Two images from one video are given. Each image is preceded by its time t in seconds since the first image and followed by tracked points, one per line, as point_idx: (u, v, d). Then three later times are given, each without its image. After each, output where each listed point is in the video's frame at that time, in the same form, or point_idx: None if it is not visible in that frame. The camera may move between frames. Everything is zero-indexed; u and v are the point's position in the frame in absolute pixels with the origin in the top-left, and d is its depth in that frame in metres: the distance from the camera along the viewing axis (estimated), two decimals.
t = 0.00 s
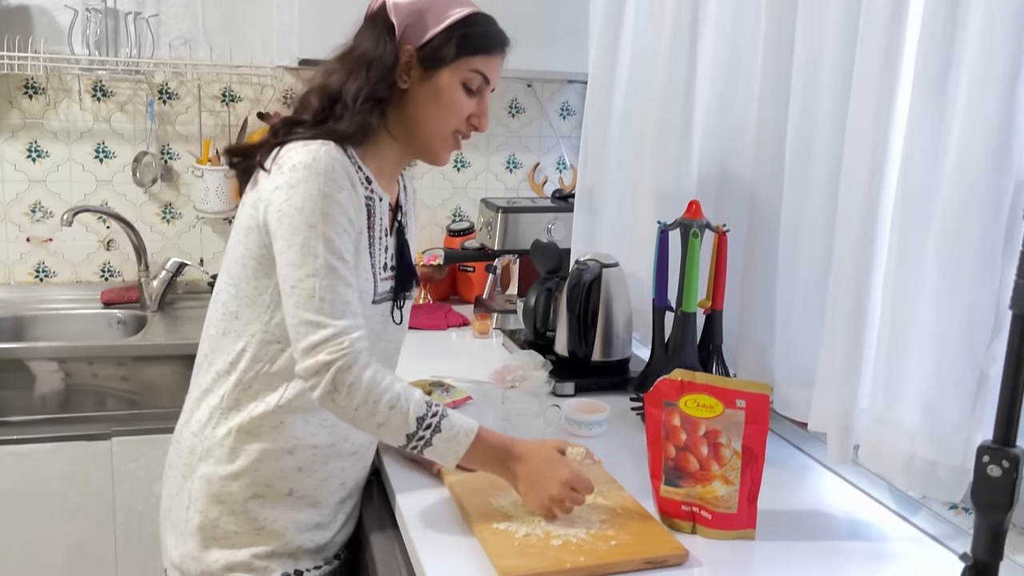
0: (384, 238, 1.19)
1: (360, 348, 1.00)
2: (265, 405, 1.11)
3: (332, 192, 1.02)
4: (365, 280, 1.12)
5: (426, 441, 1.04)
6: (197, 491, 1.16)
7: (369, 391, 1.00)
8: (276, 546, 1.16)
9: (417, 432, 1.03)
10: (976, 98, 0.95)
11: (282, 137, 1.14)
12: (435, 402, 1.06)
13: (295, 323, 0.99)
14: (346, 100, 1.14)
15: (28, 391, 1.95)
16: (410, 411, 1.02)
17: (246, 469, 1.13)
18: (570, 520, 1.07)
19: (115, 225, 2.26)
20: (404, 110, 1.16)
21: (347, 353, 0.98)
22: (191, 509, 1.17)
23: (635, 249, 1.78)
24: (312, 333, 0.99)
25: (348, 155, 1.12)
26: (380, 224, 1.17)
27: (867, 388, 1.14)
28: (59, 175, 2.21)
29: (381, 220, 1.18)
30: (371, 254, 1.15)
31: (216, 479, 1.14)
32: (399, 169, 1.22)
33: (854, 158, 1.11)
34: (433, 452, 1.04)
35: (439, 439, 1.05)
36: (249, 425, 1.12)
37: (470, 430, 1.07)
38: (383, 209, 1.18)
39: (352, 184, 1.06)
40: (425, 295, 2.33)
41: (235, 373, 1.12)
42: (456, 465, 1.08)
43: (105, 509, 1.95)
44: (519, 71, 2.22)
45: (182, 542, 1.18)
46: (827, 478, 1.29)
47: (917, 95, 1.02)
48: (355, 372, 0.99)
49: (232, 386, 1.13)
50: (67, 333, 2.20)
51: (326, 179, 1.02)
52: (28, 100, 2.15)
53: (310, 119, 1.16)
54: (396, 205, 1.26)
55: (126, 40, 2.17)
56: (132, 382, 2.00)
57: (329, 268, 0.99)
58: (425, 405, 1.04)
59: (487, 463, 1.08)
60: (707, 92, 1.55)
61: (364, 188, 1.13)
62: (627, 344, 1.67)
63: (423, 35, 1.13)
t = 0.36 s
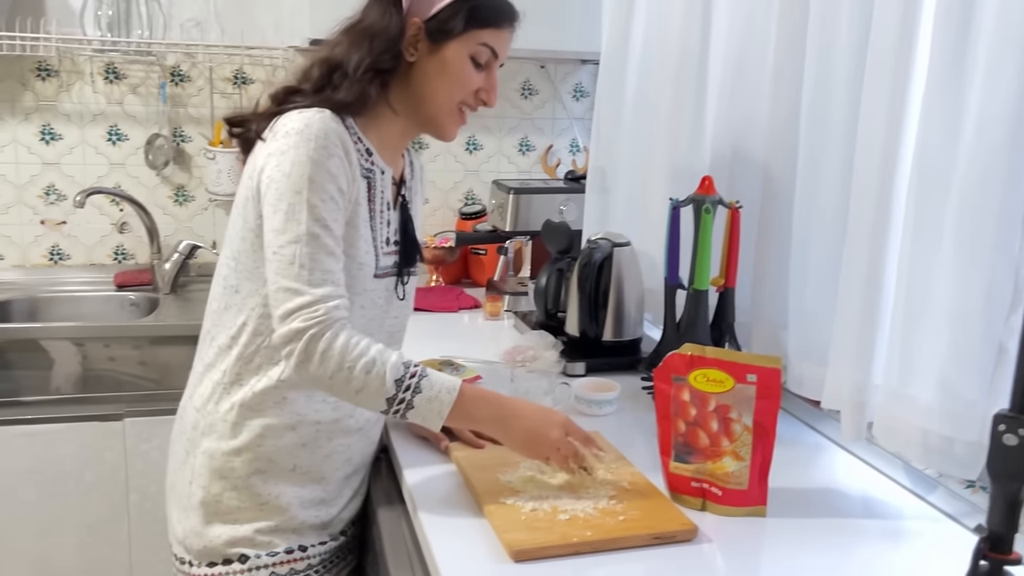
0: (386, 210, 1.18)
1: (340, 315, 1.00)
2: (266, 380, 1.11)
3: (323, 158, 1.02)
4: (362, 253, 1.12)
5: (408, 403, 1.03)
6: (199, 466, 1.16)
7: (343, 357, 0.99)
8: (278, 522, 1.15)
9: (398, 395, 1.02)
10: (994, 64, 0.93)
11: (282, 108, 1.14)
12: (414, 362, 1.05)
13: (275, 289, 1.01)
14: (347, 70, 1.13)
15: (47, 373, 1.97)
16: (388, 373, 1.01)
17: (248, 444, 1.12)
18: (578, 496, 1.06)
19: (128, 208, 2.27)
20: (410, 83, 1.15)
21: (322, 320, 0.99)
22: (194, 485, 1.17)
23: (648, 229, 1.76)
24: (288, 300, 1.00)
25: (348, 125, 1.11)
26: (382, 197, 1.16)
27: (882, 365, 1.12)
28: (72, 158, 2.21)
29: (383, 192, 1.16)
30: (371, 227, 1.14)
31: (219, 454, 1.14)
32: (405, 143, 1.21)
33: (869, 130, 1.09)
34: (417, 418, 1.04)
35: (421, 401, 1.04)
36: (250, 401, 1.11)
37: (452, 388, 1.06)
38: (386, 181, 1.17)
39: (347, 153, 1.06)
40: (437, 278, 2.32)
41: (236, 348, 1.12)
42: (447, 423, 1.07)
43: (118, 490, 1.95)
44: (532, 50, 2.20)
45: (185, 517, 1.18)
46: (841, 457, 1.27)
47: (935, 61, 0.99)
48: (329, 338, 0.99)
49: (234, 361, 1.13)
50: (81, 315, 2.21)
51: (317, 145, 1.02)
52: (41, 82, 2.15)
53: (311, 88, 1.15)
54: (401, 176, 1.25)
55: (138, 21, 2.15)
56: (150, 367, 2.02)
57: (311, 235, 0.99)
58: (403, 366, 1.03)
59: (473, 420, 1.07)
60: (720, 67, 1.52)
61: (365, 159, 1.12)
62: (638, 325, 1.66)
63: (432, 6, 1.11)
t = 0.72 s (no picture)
0: (385, 210, 1.17)
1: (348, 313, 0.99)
2: (264, 380, 1.11)
3: (319, 158, 1.01)
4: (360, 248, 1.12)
5: (419, 403, 1.03)
6: (201, 465, 1.16)
7: (355, 356, 0.99)
8: (281, 521, 1.15)
9: (409, 394, 1.02)
10: (1008, 53, 0.92)
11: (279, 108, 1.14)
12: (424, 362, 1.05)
13: (280, 290, 1.00)
14: (346, 68, 1.13)
15: (67, 373, 1.98)
16: (399, 372, 1.02)
17: (249, 443, 1.13)
18: (585, 498, 1.05)
19: (142, 209, 2.28)
20: (410, 82, 1.14)
21: (332, 320, 0.98)
22: (196, 484, 1.17)
23: (660, 228, 1.74)
24: (296, 301, 0.99)
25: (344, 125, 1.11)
26: (380, 196, 1.15)
27: (894, 364, 1.11)
28: (87, 159, 2.23)
29: (382, 191, 1.16)
30: (369, 226, 1.14)
31: (219, 453, 1.14)
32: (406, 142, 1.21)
33: (881, 125, 1.07)
34: (428, 418, 1.04)
35: (432, 399, 1.03)
36: (249, 400, 1.12)
37: (462, 388, 1.06)
38: (384, 179, 1.16)
39: (342, 152, 1.06)
40: (450, 278, 2.32)
41: (236, 348, 1.13)
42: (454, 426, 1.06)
43: (131, 489, 1.97)
44: (544, 49, 2.19)
45: (189, 516, 1.19)
46: (854, 458, 1.25)
47: (948, 55, 0.98)
48: (340, 338, 0.98)
49: (233, 360, 1.13)
50: (96, 315, 2.23)
51: (312, 146, 1.01)
52: (57, 84, 2.17)
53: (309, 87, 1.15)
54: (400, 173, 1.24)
55: (152, 23, 2.15)
56: (167, 368, 2.03)
57: (313, 236, 0.99)
58: (413, 365, 1.03)
59: (484, 421, 1.06)
60: (731, 63, 1.50)
61: (361, 158, 1.12)
62: (650, 324, 1.64)
63: (436, 7, 1.10)
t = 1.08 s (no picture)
0: (383, 229, 1.18)
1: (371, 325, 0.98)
2: (250, 393, 1.11)
3: (330, 172, 1.01)
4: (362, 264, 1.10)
5: (441, 422, 1.04)
6: (184, 477, 1.16)
7: (385, 367, 0.99)
8: (263, 532, 1.15)
9: (432, 412, 1.04)
10: (987, 61, 0.91)
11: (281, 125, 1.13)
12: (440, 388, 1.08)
13: (298, 301, 0.96)
14: (354, 91, 1.13)
15: (71, 385, 1.99)
16: (423, 390, 1.04)
17: (230, 455, 1.13)
18: (569, 509, 1.04)
19: (140, 220, 2.29)
20: (416, 104, 1.14)
21: (363, 328, 0.97)
22: (178, 495, 1.17)
23: (654, 237, 1.74)
24: (319, 311, 0.96)
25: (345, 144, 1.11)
26: (378, 216, 1.16)
27: (880, 373, 1.10)
28: (85, 171, 2.24)
29: (381, 211, 1.16)
30: (366, 246, 1.14)
31: (201, 464, 1.15)
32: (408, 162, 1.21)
33: (864, 133, 1.07)
34: (445, 440, 1.05)
35: (454, 420, 1.05)
36: (234, 412, 1.12)
37: (478, 414, 1.08)
38: (383, 200, 1.16)
39: (348, 165, 1.05)
40: (447, 287, 2.32)
41: (225, 358, 1.13)
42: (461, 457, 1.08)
43: (126, 501, 1.97)
44: (540, 58, 2.20)
45: (171, 527, 1.19)
46: (843, 468, 1.24)
47: (928, 63, 0.98)
48: (370, 348, 0.97)
49: (220, 372, 1.13)
50: (94, 326, 2.23)
51: (324, 160, 1.01)
52: (55, 97, 2.19)
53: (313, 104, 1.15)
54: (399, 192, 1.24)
55: (148, 36, 2.19)
56: (174, 380, 2.03)
57: (332, 245, 0.97)
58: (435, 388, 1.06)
59: (493, 448, 1.07)
60: (720, 72, 1.50)
61: (362, 177, 1.12)
62: (642, 333, 1.64)
63: (446, 33, 1.10)
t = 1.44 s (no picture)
0: (385, 235, 1.18)
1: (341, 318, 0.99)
2: (256, 400, 1.12)
3: (328, 168, 1.02)
4: (359, 269, 1.12)
5: (403, 411, 1.05)
6: (193, 485, 1.17)
7: (349, 356, 0.99)
8: (271, 541, 1.16)
9: (394, 400, 1.04)
10: (972, 66, 0.92)
11: (283, 133, 1.15)
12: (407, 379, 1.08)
13: (271, 284, 0.97)
14: (357, 99, 1.13)
15: (77, 395, 2.01)
16: (387, 378, 1.03)
17: (240, 464, 1.14)
18: (564, 514, 1.05)
19: (143, 232, 2.31)
20: (418, 114, 1.15)
21: (331, 316, 0.97)
22: (188, 504, 1.18)
23: (652, 243, 1.74)
24: (287, 292, 0.97)
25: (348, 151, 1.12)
26: (380, 222, 1.16)
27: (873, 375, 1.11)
28: (89, 184, 2.26)
29: (382, 217, 1.17)
30: (369, 250, 1.15)
31: (212, 473, 1.15)
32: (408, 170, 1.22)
33: (853, 139, 1.08)
34: (408, 429, 1.06)
35: (415, 409, 1.06)
36: (245, 421, 1.13)
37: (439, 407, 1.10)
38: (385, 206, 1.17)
39: (347, 162, 1.07)
40: (448, 295, 2.33)
41: (232, 367, 1.14)
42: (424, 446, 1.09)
43: (134, 510, 1.99)
44: (538, 67, 2.21)
45: (180, 536, 1.20)
46: (840, 471, 1.25)
47: (916, 67, 0.98)
48: (337, 336, 0.98)
49: (227, 381, 1.14)
50: (99, 337, 2.25)
51: (323, 157, 1.02)
52: (58, 111, 2.21)
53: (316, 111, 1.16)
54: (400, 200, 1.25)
55: (150, 50, 2.22)
56: (180, 391, 2.05)
57: (316, 234, 0.98)
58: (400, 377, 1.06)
59: (454, 434, 1.10)
60: (714, 79, 1.51)
61: (363, 184, 1.13)
62: (641, 339, 1.64)
63: (448, 43, 1.11)
